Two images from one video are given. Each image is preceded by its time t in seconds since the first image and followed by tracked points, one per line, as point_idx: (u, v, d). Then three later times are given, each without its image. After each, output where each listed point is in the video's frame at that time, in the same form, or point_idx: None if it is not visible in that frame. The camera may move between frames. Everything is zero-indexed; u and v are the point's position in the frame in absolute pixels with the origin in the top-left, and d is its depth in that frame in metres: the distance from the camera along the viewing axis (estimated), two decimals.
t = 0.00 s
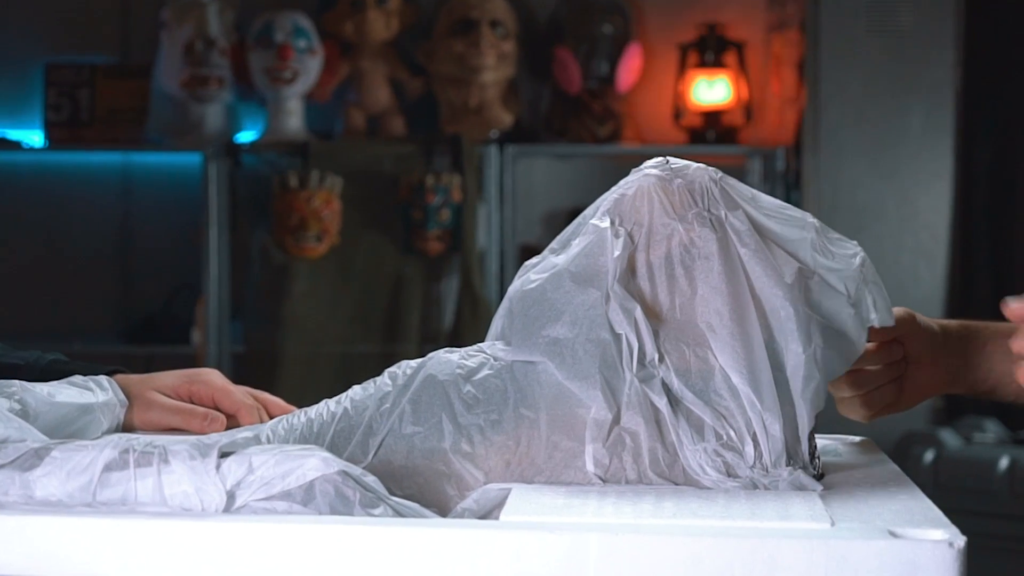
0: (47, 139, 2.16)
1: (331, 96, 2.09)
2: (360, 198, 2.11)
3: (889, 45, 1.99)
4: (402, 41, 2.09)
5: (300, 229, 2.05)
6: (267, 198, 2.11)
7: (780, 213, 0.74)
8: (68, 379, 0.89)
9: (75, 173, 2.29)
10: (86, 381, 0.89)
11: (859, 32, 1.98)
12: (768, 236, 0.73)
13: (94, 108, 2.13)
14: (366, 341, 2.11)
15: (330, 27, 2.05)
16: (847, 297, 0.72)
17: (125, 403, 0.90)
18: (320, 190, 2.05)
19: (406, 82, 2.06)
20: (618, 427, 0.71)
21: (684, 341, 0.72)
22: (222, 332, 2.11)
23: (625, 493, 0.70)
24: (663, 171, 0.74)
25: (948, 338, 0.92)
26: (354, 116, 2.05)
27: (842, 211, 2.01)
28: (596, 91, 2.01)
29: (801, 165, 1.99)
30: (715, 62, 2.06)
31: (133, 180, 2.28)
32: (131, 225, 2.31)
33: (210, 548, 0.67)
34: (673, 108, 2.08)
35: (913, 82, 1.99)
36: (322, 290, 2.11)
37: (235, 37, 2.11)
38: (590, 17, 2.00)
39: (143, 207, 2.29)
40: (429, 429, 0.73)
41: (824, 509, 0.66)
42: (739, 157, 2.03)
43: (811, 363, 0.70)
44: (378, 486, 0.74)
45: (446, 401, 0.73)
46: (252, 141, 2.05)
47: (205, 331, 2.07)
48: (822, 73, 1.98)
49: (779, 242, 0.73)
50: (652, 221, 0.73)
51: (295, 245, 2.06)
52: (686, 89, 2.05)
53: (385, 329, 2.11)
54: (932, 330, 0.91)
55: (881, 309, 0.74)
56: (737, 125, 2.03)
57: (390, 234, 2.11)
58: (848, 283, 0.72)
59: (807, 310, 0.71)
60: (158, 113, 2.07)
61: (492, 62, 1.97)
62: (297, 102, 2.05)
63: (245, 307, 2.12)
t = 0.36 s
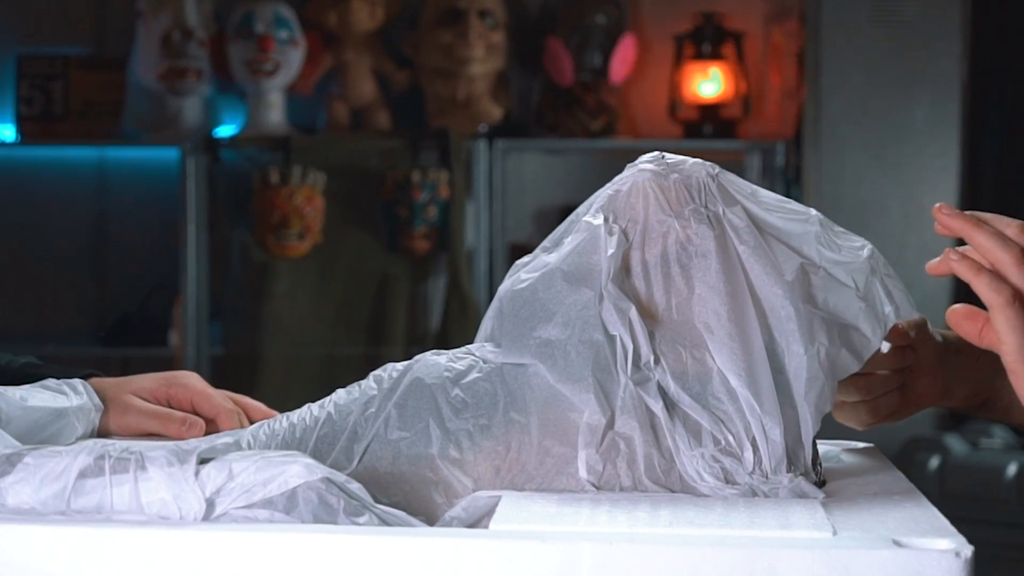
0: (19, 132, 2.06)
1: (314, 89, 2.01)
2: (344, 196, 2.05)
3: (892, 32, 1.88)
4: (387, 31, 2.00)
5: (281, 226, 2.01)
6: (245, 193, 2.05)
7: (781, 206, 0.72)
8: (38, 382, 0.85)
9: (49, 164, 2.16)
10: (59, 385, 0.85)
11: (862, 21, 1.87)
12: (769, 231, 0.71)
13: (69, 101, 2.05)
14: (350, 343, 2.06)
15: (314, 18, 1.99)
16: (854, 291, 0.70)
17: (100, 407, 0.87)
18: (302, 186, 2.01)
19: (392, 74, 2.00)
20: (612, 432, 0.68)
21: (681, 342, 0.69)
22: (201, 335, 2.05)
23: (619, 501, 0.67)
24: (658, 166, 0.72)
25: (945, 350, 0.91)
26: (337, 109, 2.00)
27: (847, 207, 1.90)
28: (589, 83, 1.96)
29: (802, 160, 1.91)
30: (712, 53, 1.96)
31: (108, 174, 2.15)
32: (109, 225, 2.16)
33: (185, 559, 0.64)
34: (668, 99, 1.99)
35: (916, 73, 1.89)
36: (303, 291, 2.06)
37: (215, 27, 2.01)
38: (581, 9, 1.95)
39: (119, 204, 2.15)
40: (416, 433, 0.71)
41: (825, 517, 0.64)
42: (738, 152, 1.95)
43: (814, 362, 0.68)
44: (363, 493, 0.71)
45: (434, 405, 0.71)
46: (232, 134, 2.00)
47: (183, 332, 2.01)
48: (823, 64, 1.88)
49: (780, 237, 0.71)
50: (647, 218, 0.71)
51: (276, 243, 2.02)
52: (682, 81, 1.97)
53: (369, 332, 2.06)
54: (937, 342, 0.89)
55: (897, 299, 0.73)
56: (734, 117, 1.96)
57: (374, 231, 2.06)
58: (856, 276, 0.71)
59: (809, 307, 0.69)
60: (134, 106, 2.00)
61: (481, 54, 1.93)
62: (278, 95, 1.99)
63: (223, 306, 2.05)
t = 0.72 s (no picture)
0: None
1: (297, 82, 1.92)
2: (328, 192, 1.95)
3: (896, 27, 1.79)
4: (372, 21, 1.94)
5: (262, 224, 1.91)
6: (227, 189, 1.94)
7: (776, 212, 0.69)
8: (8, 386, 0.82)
9: (19, 164, 2.11)
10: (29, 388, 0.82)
11: (865, 11, 1.78)
12: (764, 237, 0.68)
13: (40, 95, 1.93)
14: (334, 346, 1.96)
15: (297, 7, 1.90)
16: (838, 312, 0.68)
17: (75, 411, 0.84)
18: (284, 183, 1.91)
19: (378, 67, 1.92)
20: (605, 437, 0.66)
21: (677, 345, 0.67)
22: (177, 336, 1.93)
23: (614, 508, 0.64)
24: (656, 163, 0.70)
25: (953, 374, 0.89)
26: (321, 102, 1.90)
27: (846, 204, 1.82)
28: (582, 76, 1.88)
29: (803, 155, 1.81)
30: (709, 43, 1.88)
31: (81, 171, 2.11)
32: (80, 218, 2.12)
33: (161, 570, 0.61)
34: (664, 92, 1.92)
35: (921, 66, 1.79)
36: (287, 290, 1.95)
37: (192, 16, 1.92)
38: None
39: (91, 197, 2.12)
40: (403, 439, 0.68)
41: (826, 525, 0.61)
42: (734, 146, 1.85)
43: (798, 374, 0.65)
44: (348, 501, 0.69)
45: (421, 410, 0.68)
46: (211, 129, 1.89)
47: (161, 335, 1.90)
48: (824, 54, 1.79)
49: (774, 246, 0.68)
50: (642, 216, 0.69)
51: (257, 241, 1.92)
52: (675, 74, 1.90)
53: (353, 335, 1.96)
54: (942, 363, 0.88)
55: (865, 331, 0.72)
56: (732, 111, 1.89)
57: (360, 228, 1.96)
58: (842, 298, 0.68)
59: (799, 319, 0.66)
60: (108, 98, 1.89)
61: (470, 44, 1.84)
62: (259, 88, 1.88)
63: (203, 308, 1.95)
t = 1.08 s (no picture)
0: None
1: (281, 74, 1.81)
2: (312, 187, 1.83)
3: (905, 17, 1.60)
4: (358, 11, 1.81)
5: (244, 221, 1.79)
6: (205, 188, 1.84)
7: (777, 207, 0.67)
8: None
9: None
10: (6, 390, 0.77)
11: None
12: (765, 233, 0.66)
13: (14, 87, 1.83)
14: (317, 348, 1.83)
15: None
16: (846, 306, 0.66)
17: (50, 418, 0.79)
18: (266, 179, 1.79)
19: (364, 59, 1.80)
20: (598, 443, 0.64)
21: (673, 346, 0.65)
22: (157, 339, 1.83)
23: (607, 516, 0.62)
24: (649, 159, 0.67)
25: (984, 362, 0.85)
26: (304, 96, 1.78)
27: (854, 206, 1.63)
28: (575, 68, 1.74)
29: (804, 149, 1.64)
30: (706, 36, 1.73)
31: (58, 166, 1.97)
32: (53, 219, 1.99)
33: None
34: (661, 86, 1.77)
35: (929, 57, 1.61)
36: (268, 289, 1.83)
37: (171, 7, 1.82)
38: None
39: (65, 196, 1.98)
40: (389, 445, 0.66)
41: (827, 533, 0.59)
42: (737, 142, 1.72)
43: (806, 373, 0.63)
44: (331, 508, 0.66)
45: (407, 414, 0.66)
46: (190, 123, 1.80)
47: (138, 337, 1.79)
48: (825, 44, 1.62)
49: (776, 241, 0.66)
50: (637, 214, 0.66)
51: (238, 240, 1.79)
52: (674, 66, 1.74)
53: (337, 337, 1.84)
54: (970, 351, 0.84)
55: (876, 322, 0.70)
56: (731, 106, 1.74)
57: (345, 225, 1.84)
58: (849, 292, 0.66)
59: (805, 316, 0.64)
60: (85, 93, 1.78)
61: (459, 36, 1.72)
62: (241, 81, 1.78)
63: (182, 307, 1.85)
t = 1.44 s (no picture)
0: None
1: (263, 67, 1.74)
2: (295, 186, 1.78)
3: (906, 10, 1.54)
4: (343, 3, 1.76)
5: (226, 220, 1.73)
6: (185, 184, 1.80)
7: (772, 204, 0.65)
8: None
9: None
10: None
11: None
12: (763, 232, 0.64)
13: None
14: (301, 350, 1.79)
15: None
16: (845, 306, 0.63)
17: (24, 419, 0.76)
18: (248, 175, 1.72)
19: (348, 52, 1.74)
20: (591, 448, 0.62)
21: (668, 349, 0.63)
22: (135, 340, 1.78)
23: (600, 523, 0.60)
24: (644, 154, 0.65)
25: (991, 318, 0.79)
26: (288, 90, 1.73)
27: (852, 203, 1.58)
28: (567, 61, 1.68)
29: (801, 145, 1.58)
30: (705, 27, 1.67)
31: (35, 163, 1.94)
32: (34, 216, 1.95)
33: None
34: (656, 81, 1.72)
35: (932, 49, 1.54)
36: (251, 289, 1.79)
37: None
38: None
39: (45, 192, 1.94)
40: (375, 450, 0.64)
41: (828, 541, 0.57)
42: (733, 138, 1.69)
43: (801, 378, 0.61)
44: (315, 517, 0.64)
45: (394, 419, 0.64)
46: (170, 118, 1.74)
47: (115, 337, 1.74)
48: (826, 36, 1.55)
49: (773, 240, 0.64)
50: (631, 211, 0.64)
51: (221, 239, 1.74)
52: (668, 60, 1.69)
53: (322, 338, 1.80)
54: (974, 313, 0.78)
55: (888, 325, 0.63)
56: (728, 98, 1.69)
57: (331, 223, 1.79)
58: (850, 292, 0.63)
59: (803, 317, 0.62)
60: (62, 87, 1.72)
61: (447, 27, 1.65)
62: (221, 74, 1.72)
63: (161, 309, 1.80)
